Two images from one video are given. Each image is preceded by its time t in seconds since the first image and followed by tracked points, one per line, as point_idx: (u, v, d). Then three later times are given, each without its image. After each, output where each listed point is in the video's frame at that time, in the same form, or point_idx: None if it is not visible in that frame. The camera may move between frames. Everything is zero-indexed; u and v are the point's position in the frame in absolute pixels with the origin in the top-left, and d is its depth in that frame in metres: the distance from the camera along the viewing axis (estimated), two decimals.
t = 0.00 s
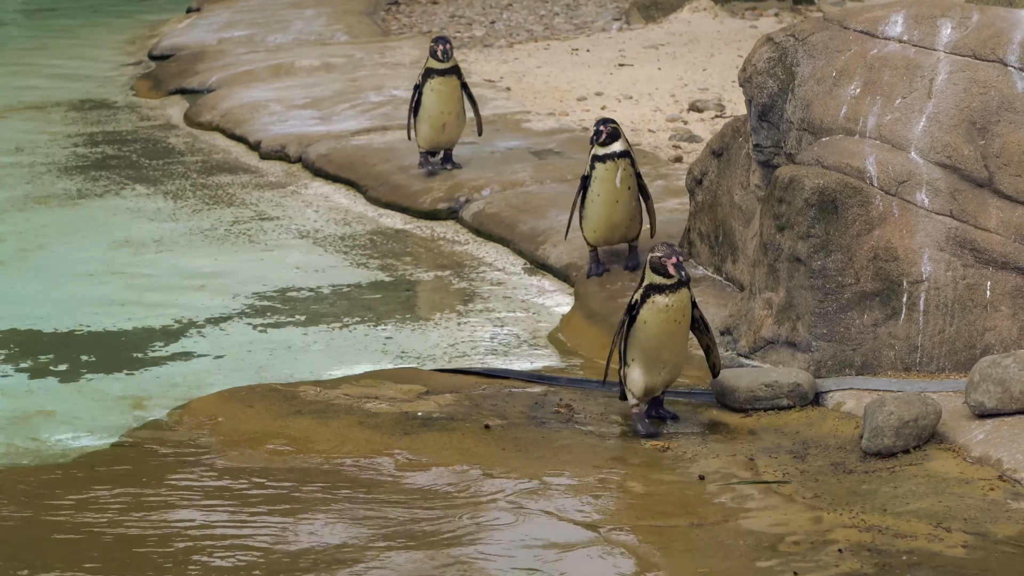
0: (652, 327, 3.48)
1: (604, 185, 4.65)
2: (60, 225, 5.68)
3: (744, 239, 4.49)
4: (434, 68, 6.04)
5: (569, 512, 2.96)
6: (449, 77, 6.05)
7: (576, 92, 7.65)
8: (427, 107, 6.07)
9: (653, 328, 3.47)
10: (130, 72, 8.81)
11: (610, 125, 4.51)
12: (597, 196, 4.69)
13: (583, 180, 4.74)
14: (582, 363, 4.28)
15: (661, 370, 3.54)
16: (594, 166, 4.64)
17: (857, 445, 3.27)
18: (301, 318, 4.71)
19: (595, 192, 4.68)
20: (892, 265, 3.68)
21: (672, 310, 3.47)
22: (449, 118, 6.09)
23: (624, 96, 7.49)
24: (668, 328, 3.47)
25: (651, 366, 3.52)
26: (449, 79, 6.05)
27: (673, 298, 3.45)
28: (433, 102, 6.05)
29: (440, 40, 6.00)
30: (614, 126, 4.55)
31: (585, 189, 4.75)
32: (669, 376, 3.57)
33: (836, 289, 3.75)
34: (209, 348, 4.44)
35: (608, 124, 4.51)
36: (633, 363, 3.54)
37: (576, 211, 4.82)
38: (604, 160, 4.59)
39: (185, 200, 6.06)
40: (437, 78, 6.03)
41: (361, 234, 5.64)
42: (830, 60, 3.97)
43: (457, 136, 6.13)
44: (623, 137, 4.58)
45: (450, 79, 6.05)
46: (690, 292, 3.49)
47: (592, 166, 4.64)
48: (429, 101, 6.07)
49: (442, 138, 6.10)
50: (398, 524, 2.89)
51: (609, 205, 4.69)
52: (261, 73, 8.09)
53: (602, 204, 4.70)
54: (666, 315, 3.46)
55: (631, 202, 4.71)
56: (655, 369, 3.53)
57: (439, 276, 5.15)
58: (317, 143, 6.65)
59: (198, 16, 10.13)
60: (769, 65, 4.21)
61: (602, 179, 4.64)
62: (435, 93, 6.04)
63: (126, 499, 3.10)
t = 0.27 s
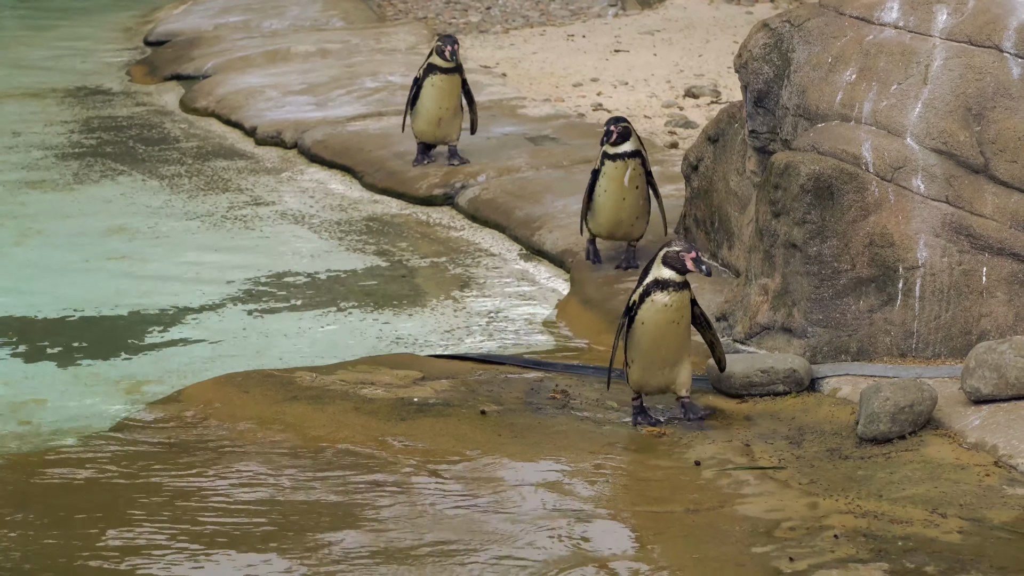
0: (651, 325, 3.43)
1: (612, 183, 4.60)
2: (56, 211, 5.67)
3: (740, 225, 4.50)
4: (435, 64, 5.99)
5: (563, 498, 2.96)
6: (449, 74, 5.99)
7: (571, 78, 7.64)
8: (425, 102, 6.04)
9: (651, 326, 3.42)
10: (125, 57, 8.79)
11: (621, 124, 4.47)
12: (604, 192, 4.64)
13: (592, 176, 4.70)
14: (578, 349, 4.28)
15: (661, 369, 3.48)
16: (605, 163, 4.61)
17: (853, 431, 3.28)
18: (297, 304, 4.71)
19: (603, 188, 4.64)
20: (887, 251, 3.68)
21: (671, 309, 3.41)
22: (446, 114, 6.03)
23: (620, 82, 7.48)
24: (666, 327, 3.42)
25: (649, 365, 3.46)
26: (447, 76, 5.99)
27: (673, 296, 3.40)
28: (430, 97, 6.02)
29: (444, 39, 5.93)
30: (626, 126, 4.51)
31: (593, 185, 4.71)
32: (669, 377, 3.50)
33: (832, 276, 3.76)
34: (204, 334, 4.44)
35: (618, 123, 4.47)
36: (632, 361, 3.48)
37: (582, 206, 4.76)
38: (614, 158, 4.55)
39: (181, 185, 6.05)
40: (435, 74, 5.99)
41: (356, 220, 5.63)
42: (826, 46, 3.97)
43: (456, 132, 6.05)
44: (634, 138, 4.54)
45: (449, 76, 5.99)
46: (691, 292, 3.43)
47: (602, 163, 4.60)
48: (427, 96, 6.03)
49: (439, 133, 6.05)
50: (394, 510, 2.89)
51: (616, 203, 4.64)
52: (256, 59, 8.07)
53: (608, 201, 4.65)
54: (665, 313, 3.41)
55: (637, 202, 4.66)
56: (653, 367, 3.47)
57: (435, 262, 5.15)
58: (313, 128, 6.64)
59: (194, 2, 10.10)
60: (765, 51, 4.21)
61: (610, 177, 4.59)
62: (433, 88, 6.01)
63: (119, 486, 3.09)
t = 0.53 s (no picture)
0: (671, 322, 3.24)
1: (603, 181, 4.46)
2: (52, 198, 5.66)
3: (737, 211, 4.50)
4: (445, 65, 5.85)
5: (563, 485, 2.96)
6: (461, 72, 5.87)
7: (568, 64, 7.62)
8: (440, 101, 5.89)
9: (671, 323, 3.24)
10: (121, 43, 8.76)
11: (615, 121, 4.34)
12: (596, 191, 4.50)
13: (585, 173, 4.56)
14: (575, 335, 4.28)
15: (677, 367, 3.31)
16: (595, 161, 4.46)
17: (849, 416, 3.28)
18: (293, 291, 4.70)
19: (595, 186, 4.49)
20: (884, 237, 3.69)
21: (694, 307, 3.22)
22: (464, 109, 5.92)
23: (616, 67, 7.46)
24: (687, 326, 3.24)
25: (665, 361, 3.30)
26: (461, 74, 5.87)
27: (696, 294, 3.22)
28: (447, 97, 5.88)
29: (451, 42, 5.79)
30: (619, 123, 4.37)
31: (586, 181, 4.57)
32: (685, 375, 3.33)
33: (829, 261, 3.75)
34: (201, 321, 4.43)
35: (613, 120, 4.34)
36: (647, 357, 3.32)
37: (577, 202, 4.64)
38: (603, 157, 4.41)
39: (177, 171, 6.03)
40: (449, 75, 5.84)
41: (353, 206, 5.62)
42: (823, 32, 3.97)
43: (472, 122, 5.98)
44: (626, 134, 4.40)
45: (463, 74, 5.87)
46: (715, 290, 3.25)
47: (592, 161, 4.46)
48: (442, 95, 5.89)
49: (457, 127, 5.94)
50: (391, 496, 2.89)
51: (608, 201, 4.50)
52: (253, 44, 8.04)
53: (600, 200, 4.51)
54: (688, 312, 3.22)
55: (632, 198, 4.51)
56: (670, 365, 3.30)
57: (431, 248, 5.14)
58: (310, 114, 6.62)
59: None
60: (761, 37, 4.19)
61: (601, 175, 4.45)
62: (449, 88, 5.87)
63: (117, 472, 3.09)
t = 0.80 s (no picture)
0: (664, 326, 3.21)
1: (621, 178, 4.36)
2: (47, 185, 5.64)
3: (732, 198, 4.50)
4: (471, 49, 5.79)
5: (559, 473, 2.95)
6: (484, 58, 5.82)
7: (563, 51, 7.61)
8: (460, 84, 5.84)
9: (665, 327, 3.20)
10: (116, 31, 8.73)
11: (636, 123, 4.21)
12: (612, 187, 4.40)
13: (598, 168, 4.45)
14: (570, 323, 4.28)
15: (674, 369, 3.28)
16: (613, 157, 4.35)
17: (845, 404, 3.29)
18: (289, 278, 4.69)
19: (611, 182, 4.39)
20: (880, 225, 3.69)
21: (685, 309, 3.19)
22: (480, 96, 5.88)
23: (611, 55, 7.45)
24: (680, 328, 3.20)
25: (662, 365, 3.26)
26: (484, 60, 5.82)
27: (686, 295, 3.18)
28: (466, 81, 5.83)
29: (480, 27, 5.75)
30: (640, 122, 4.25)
31: (599, 176, 4.46)
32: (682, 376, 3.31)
33: (825, 249, 3.75)
34: (197, 308, 4.43)
35: (633, 121, 4.21)
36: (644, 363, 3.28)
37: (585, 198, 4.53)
38: (624, 154, 4.30)
39: (173, 159, 6.02)
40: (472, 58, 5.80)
41: (349, 194, 5.62)
42: (819, 19, 3.96)
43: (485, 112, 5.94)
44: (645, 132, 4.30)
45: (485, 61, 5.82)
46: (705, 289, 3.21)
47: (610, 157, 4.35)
48: (462, 78, 5.84)
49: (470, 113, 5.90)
50: (386, 483, 2.90)
51: (623, 198, 4.41)
52: (248, 32, 8.02)
53: (615, 196, 4.42)
54: (679, 314, 3.19)
55: (645, 196, 4.43)
56: (667, 368, 3.27)
57: (427, 236, 5.13)
58: (305, 102, 6.61)
59: None
60: (757, 24, 4.17)
61: (620, 172, 4.35)
62: (469, 72, 5.82)
63: (113, 459, 3.09)
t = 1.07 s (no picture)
0: (676, 311, 3.09)
1: (618, 170, 4.32)
2: (42, 164, 5.63)
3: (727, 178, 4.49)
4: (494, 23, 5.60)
5: (555, 453, 2.96)
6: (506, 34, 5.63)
7: (559, 32, 7.58)
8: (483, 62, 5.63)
9: (674, 312, 3.09)
10: (111, 11, 8.69)
11: (626, 115, 4.17)
12: (610, 180, 4.36)
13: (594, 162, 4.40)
14: (566, 302, 4.28)
15: (681, 357, 3.16)
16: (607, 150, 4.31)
17: (840, 384, 3.29)
18: (284, 258, 4.69)
19: (609, 175, 4.35)
20: (875, 204, 3.68)
21: (698, 297, 3.06)
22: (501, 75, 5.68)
23: (607, 35, 7.42)
24: (691, 315, 3.08)
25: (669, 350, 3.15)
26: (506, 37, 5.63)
27: (700, 284, 3.04)
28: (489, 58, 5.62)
29: None
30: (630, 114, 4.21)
31: (595, 170, 4.41)
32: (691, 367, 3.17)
33: (820, 229, 3.75)
34: (192, 287, 4.42)
35: (624, 114, 4.17)
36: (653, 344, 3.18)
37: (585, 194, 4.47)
38: (619, 146, 4.26)
39: (168, 138, 6.00)
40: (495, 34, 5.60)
41: (344, 173, 5.61)
42: None
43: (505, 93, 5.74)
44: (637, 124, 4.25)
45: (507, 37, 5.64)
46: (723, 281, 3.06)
47: (604, 151, 4.31)
48: (485, 56, 5.63)
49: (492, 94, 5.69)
50: (381, 463, 2.90)
51: (624, 189, 4.36)
52: (243, 11, 7.98)
53: (615, 189, 4.37)
54: (691, 301, 3.06)
55: (644, 184, 4.40)
56: (674, 354, 3.16)
57: (422, 216, 5.12)
58: (301, 82, 6.58)
59: None
60: (753, 4, 4.15)
61: (617, 164, 4.31)
62: (493, 48, 5.62)
63: (109, 438, 3.09)
